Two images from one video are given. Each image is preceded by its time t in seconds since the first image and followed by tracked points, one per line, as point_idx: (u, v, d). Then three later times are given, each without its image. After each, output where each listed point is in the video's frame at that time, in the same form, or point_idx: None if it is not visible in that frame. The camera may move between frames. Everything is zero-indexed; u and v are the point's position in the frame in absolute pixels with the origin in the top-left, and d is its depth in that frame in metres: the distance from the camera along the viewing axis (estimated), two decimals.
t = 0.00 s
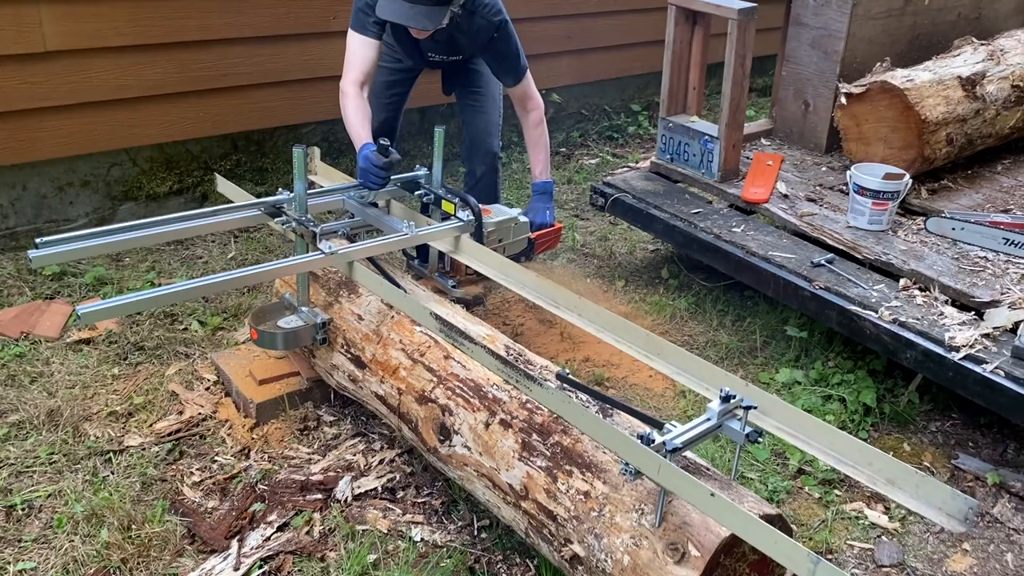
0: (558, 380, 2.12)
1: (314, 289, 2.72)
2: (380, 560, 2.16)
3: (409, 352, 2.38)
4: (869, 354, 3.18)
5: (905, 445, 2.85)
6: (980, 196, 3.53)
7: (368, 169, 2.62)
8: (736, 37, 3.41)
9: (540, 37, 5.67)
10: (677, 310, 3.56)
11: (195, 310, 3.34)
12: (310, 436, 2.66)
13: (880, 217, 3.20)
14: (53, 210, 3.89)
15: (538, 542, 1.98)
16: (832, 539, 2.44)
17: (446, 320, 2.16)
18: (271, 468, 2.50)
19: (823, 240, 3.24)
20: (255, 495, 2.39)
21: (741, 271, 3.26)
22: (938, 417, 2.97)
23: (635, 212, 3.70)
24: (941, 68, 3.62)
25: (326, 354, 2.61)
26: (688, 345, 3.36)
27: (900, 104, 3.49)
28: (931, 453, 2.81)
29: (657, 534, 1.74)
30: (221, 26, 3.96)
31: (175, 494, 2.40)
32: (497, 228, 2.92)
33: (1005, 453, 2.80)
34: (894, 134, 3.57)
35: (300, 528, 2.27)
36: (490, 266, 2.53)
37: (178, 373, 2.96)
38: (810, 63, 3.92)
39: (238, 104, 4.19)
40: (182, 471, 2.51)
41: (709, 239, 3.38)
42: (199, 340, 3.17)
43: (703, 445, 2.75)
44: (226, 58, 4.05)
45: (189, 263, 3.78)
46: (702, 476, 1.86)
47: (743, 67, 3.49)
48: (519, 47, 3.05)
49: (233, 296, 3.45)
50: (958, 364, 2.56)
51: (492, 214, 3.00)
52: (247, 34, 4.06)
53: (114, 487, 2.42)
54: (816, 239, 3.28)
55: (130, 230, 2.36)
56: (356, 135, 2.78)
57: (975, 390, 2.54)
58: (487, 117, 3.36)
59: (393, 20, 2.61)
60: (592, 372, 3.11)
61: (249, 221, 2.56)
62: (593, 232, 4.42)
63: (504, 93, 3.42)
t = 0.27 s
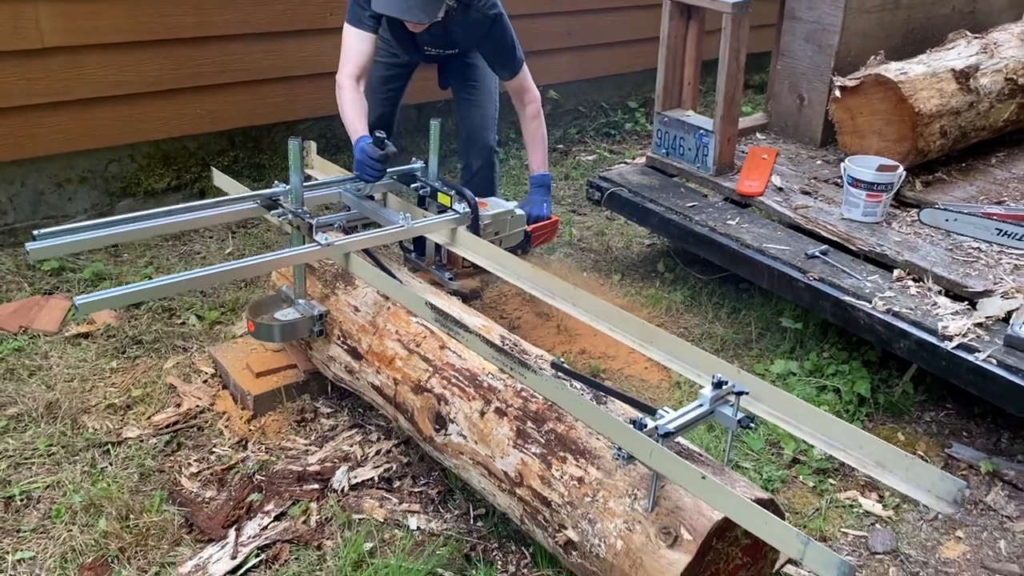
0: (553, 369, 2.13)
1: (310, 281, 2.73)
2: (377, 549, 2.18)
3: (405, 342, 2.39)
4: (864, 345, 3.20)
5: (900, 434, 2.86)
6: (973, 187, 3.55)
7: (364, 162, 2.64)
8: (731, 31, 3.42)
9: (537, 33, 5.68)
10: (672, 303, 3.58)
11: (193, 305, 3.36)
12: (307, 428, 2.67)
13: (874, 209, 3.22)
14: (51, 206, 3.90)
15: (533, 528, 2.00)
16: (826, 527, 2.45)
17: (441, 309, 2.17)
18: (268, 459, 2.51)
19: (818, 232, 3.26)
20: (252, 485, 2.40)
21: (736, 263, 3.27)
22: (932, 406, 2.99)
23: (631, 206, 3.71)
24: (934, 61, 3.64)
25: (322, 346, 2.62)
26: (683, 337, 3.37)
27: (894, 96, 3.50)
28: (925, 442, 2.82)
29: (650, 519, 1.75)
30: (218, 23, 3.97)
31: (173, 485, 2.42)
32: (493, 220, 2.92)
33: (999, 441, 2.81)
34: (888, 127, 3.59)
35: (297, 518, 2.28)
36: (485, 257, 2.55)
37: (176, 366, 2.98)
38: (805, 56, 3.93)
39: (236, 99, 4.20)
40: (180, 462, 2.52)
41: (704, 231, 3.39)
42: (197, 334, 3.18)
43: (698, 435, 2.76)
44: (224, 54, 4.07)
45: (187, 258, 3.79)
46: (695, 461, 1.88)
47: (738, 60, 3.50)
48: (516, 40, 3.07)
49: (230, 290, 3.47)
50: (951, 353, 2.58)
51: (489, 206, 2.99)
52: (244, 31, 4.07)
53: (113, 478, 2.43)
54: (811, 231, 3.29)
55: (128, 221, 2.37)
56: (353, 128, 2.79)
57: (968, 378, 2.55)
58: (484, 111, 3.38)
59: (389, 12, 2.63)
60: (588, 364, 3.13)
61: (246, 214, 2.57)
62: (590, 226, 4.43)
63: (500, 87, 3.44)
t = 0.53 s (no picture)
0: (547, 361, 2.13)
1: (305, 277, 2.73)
2: (371, 542, 2.18)
3: (399, 337, 2.39)
4: (858, 338, 3.20)
5: (894, 427, 2.86)
6: (967, 181, 3.55)
7: (358, 156, 2.64)
8: (724, 26, 3.43)
9: (532, 30, 5.68)
10: (667, 298, 3.58)
11: (188, 302, 3.36)
12: (302, 423, 2.67)
13: (868, 202, 3.22)
14: (46, 204, 3.90)
15: (526, 520, 2.00)
16: (820, 519, 2.45)
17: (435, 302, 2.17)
18: (262, 454, 2.51)
19: (812, 225, 3.26)
20: (246, 480, 2.40)
21: (730, 257, 3.27)
22: (926, 398, 2.99)
23: (626, 201, 3.71)
24: (928, 55, 3.64)
25: (316, 341, 2.62)
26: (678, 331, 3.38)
27: (888, 90, 3.51)
28: (919, 434, 2.82)
29: (643, 509, 1.76)
30: (212, 20, 3.97)
31: (167, 480, 2.42)
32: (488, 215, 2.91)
33: (993, 433, 2.82)
34: (882, 120, 3.59)
35: (291, 512, 2.28)
36: (478, 251, 2.54)
37: (171, 362, 2.98)
38: (799, 51, 3.94)
39: (231, 97, 4.20)
40: (174, 458, 2.52)
41: (699, 226, 3.39)
42: (192, 331, 3.18)
43: (692, 428, 2.76)
44: (218, 52, 4.07)
45: (182, 256, 3.79)
46: (687, 451, 1.88)
47: (732, 54, 3.50)
48: (510, 34, 3.07)
49: (225, 287, 3.47)
50: (945, 345, 2.58)
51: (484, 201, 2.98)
52: (238, 28, 4.07)
53: (107, 474, 2.43)
54: (805, 225, 3.29)
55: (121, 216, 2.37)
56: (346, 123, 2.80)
57: (961, 369, 2.56)
58: (478, 106, 3.38)
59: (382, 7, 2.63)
60: (583, 358, 3.13)
61: (239, 209, 2.57)
62: (586, 222, 4.43)
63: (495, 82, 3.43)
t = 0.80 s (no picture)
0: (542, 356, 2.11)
1: (298, 273, 2.72)
2: (365, 538, 2.16)
3: (393, 332, 2.38)
4: (855, 332, 3.19)
5: (891, 420, 2.86)
6: (963, 174, 3.55)
7: (350, 151, 2.62)
8: (718, 20, 3.42)
9: (527, 27, 5.67)
10: (663, 293, 3.57)
11: (182, 300, 3.34)
12: (296, 420, 2.66)
13: (864, 195, 3.21)
14: (39, 202, 3.88)
15: (522, 515, 1.99)
16: (817, 512, 2.45)
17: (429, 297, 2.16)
18: (256, 452, 2.50)
19: (808, 220, 3.25)
20: (241, 477, 2.39)
21: (725, 251, 3.26)
22: (923, 392, 2.98)
23: (621, 196, 3.70)
24: (923, 48, 3.64)
25: (311, 337, 2.61)
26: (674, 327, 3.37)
27: (883, 83, 3.50)
28: (916, 427, 2.82)
29: (638, 502, 1.75)
30: (206, 17, 3.96)
31: (161, 478, 2.40)
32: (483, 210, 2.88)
33: (990, 426, 2.81)
34: (877, 114, 3.58)
35: (285, 509, 2.27)
36: (472, 246, 2.53)
37: (165, 360, 2.96)
38: (794, 45, 3.93)
39: (225, 94, 4.19)
40: (168, 455, 2.50)
41: (694, 221, 3.38)
42: (186, 329, 3.17)
43: (689, 423, 2.75)
44: (212, 49, 4.05)
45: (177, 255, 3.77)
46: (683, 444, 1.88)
47: (727, 49, 3.49)
48: (506, 28, 3.07)
49: (219, 285, 3.45)
50: (941, 337, 2.57)
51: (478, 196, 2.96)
52: (232, 25, 4.05)
53: (100, 472, 2.42)
54: (801, 219, 3.29)
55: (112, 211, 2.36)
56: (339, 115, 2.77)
57: (958, 362, 2.55)
58: (471, 102, 3.37)
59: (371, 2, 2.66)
60: (578, 354, 3.12)
61: (232, 204, 2.55)
62: (581, 218, 4.41)
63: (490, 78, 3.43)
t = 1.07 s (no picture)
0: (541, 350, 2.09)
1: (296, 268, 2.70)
2: (365, 535, 2.15)
3: (391, 327, 2.36)
4: (855, 326, 3.18)
5: (892, 413, 2.85)
6: (962, 167, 3.54)
7: (348, 145, 2.60)
8: (716, 14, 3.41)
9: (524, 23, 5.66)
10: (662, 289, 3.56)
11: (179, 297, 3.32)
12: (295, 417, 2.64)
13: (863, 188, 3.20)
14: (34, 200, 3.86)
15: (523, 509, 1.98)
16: (819, 506, 2.44)
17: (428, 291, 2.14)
18: (255, 448, 2.48)
19: (807, 213, 3.24)
20: (239, 474, 2.37)
21: (724, 245, 3.25)
22: (924, 385, 2.97)
23: (620, 191, 3.68)
24: (921, 41, 3.63)
25: (308, 333, 2.59)
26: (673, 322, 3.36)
27: (881, 77, 3.49)
28: (917, 421, 2.81)
29: (640, 495, 1.74)
30: (201, 14, 3.94)
31: (159, 475, 2.39)
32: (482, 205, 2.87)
33: (991, 419, 2.80)
34: (876, 107, 3.57)
35: (284, 505, 2.25)
36: (471, 241, 2.51)
37: (162, 358, 2.95)
38: (792, 39, 3.92)
39: (221, 92, 4.17)
40: (166, 453, 2.49)
41: (693, 215, 3.37)
42: (183, 326, 3.15)
43: (689, 417, 2.74)
44: (208, 46, 4.04)
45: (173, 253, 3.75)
46: (685, 436, 1.86)
47: (725, 43, 3.48)
48: (508, 21, 3.05)
49: (216, 283, 3.44)
50: (942, 330, 2.56)
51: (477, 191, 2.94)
52: (228, 22, 4.04)
53: (97, 470, 2.40)
54: (800, 213, 3.28)
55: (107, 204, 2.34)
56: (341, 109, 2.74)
57: (959, 354, 2.54)
58: (469, 100, 3.37)
59: None
60: (578, 350, 3.11)
61: (229, 199, 2.54)
62: (580, 215, 4.40)
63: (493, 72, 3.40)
